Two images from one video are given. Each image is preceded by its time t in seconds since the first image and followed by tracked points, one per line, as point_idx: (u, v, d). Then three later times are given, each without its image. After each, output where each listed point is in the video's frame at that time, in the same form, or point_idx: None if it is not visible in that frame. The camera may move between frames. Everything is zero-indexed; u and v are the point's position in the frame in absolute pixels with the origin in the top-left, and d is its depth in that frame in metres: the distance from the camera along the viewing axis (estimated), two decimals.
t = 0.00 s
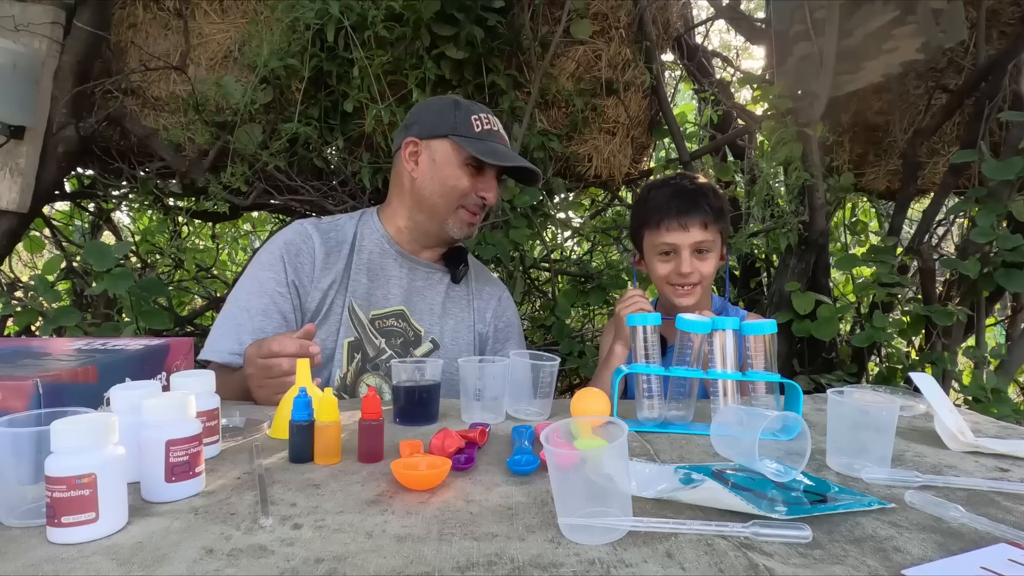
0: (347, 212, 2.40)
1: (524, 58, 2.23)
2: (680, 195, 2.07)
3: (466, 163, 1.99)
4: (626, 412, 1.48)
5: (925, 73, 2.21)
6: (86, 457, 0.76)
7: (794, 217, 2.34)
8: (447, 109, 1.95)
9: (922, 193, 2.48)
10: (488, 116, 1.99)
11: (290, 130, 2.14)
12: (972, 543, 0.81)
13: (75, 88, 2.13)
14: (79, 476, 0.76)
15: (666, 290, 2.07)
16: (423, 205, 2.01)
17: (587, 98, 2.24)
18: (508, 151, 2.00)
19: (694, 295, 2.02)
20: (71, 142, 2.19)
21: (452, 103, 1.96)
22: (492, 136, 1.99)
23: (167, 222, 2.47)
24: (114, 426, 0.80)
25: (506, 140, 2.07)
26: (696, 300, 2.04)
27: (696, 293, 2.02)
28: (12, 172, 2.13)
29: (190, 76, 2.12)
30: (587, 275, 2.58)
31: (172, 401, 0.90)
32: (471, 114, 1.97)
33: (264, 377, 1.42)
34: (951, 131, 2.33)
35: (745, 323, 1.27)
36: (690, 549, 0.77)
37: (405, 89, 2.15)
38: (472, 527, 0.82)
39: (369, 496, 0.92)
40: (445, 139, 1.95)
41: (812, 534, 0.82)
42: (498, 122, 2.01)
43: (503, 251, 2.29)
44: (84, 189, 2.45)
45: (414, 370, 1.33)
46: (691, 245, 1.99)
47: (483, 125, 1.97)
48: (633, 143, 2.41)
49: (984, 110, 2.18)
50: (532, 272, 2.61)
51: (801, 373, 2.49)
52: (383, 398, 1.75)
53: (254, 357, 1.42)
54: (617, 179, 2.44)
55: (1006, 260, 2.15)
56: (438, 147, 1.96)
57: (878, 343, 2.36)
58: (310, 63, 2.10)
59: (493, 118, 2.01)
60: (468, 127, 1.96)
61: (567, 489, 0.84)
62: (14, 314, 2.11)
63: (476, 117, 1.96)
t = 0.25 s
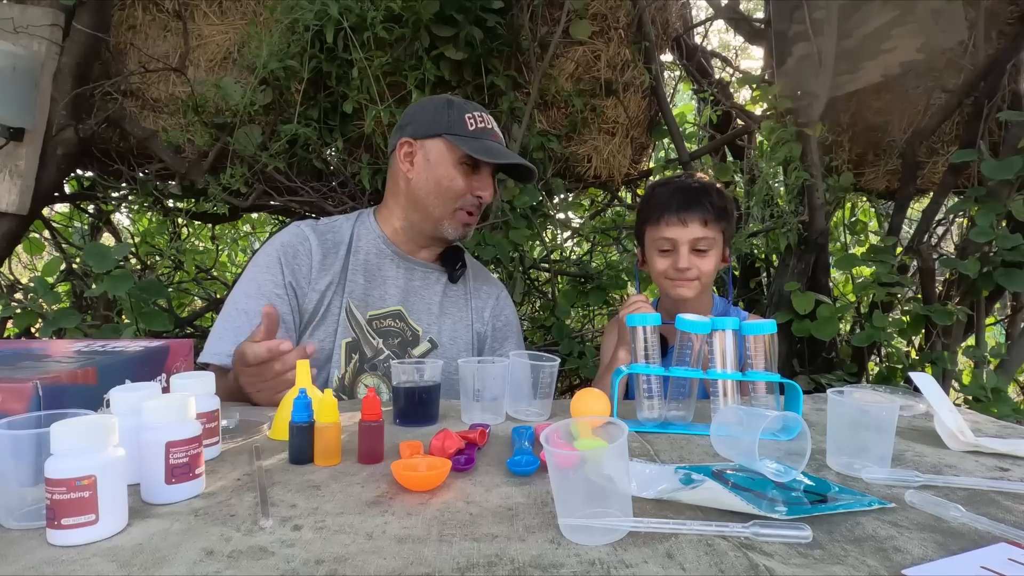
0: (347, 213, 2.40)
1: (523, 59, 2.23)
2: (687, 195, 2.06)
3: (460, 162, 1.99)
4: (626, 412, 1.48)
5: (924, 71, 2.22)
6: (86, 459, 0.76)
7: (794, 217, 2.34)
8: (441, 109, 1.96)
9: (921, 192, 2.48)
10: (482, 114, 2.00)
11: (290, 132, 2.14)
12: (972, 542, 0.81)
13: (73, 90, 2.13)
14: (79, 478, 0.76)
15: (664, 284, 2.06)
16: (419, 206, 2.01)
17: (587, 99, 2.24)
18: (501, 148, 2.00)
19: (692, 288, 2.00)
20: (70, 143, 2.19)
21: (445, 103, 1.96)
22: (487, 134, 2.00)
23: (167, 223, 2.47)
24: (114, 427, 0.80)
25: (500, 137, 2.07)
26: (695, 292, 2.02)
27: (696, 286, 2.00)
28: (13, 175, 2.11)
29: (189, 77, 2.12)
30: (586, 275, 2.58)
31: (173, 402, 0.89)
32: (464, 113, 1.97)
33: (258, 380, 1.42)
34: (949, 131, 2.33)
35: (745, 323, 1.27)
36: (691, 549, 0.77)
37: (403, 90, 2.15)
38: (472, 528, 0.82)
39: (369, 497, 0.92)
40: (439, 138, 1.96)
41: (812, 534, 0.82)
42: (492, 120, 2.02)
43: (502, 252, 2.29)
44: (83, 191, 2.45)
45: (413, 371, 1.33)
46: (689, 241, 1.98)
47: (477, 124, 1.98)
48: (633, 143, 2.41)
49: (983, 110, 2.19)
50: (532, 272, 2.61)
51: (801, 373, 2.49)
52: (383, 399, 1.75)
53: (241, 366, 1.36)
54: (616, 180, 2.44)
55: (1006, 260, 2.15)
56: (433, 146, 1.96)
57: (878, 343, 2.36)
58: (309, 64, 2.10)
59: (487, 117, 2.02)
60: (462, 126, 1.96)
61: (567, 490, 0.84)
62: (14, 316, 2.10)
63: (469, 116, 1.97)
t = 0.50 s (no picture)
0: (348, 214, 2.40)
1: (523, 59, 2.23)
2: (688, 196, 2.04)
3: (464, 164, 1.98)
4: (627, 412, 1.48)
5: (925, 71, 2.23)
6: (88, 460, 0.76)
7: (795, 216, 2.32)
8: (445, 111, 1.95)
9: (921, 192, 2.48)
10: (485, 117, 1.99)
11: (290, 133, 2.15)
12: (974, 542, 0.81)
13: (75, 92, 2.14)
14: (80, 480, 0.76)
15: (660, 279, 2.07)
16: (422, 207, 2.01)
17: (587, 99, 2.24)
18: (505, 150, 2.00)
19: (684, 283, 2.00)
20: (71, 145, 2.20)
21: (450, 104, 1.96)
22: (490, 136, 2.00)
23: (168, 224, 2.48)
24: (116, 428, 0.80)
25: (503, 139, 2.07)
26: (687, 288, 2.01)
27: (687, 281, 1.99)
28: (15, 177, 2.11)
29: (190, 79, 2.12)
30: (587, 276, 2.58)
31: (174, 403, 0.90)
32: (469, 114, 1.97)
33: (248, 390, 1.42)
34: (951, 130, 2.29)
35: (745, 323, 1.27)
36: (692, 549, 0.77)
37: (403, 91, 2.15)
38: (474, 528, 0.82)
39: (370, 497, 0.92)
40: (443, 139, 1.95)
41: (813, 534, 0.82)
42: (496, 123, 2.02)
43: (503, 252, 2.29)
44: (84, 193, 2.46)
45: (414, 372, 1.33)
46: (685, 235, 1.98)
47: (481, 125, 1.97)
48: (633, 143, 2.41)
49: (984, 109, 2.21)
50: (532, 273, 2.60)
51: (801, 373, 2.49)
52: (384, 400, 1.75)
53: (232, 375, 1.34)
54: (616, 180, 2.44)
55: (1007, 259, 2.15)
56: (437, 147, 1.96)
57: (878, 342, 2.36)
58: (310, 66, 2.10)
59: (490, 119, 2.02)
60: (465, 127, 1.96)
61: (567, 491, 0.84)
62: (15, 318, 2.11)
63: (473, 117, 1.96)
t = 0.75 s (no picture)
0: (347, 214, 2.40)
1: (523, 60, 2.23)
2: (684, 188, 2.08)
3: (467, 164, 1.99)
4: (627, 412, 1.48)
5: (924, 71, 2.23)
6: (88, 460, 0.76)
7: (794, 216, 2.33)
8: (448, 112, 1.95)
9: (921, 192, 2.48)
10: (489, 117, 2.00)
11: (290, 133, 2.15)
12: (974, 541, 0.81)
13: (74, 92, 2.13)
14: (81, 480, 0.76)
15: (654, 271, 2.08)
16: (425, 207, 2.01)
17: (587, 99, 2.24)
18: (509, 152, 2.01)
19: (676, 275, 2.00)
20: (71, 146, 2.20)
21: (454, 105, 1.96)
22: (494, 137, 2.00)
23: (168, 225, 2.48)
24: (116, 429, 0.80)
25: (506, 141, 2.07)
26: (679, 280, 2.00)
27: (678, 272, 1.99)
28: (14, 178, 2.11)
29: (190, 80, 2.12)
30: (587, 276, 2.58)
31: (174, 404, 0.90)
32: (472, 116, 1.97)
33: (248, 391, 1.42)
34: (951, 130, 2.28)
35: (745, 323, 1.27)
36: (693, 549, 0.77)
37: (403, 91, 2.15)
38: (474, 528, 0.82)
39: (370, 498, 0.92)
40: (446, 140, 1.95)
41: (814, 533, 0.82)
42: (499, 124, 2.02)
43: (503, 253, 2.29)
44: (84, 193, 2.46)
45: (415, 372, 1.33)
46: (676, 226, 2.02)
47: (485, 126, 1.98)
48: (633, 143, 2.41)
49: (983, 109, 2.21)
50: (532, 273, 2.60)
51: (801, 372, 2.49)
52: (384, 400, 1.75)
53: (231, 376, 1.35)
54: (616, 180, 2.44)
55: (1007, 259, 2.15)
56: (440, 148, 1.96)
57: (878, 342, 2.37)
58: (309, 66, 2.10)
59: (494, 120, 2.02)
60: (469, 128, 1.96)
61: (567, 491, 0.84)
62: (15, 318, 2.10)
63: (477, 119, 1.97)
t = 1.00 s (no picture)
0: (347, 214, 2.41)
1: (523, 60, 2.23)
2: (678, 200, 2.07)
3: (469, 164, 1.99)
4: (628, 412, 1.48)
5: (924, 70, 2.29)
6: (89, 461, 0.76)
7: (794, 216, 2.33)
8: (450, 112, 1.95)
9: (921, 192, 2.48)
10: (491, 118, 1.99)
11: (290, 133, 2.15)
12: (975, 541, 0.81)
13: (75, 92, 2.13)
14: (82, 480, 0.76)
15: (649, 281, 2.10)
16: (427, 208, 2.01)
17: (587, 99, 2.24)
18: (511, 153, 2.00)
19: (664, 288, 2.03)
20: (71, 146, 2.19)
21: (456, 106, 1.96)
22: (496, 138, 1.99)
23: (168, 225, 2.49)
24: (116, 429, 0.80)
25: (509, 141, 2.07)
26: (670, 291, 2.04)
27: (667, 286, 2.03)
28: (14, 178, 2.11)
29: (190, 80, 2.12)
30: (587, 276, 2.58)
31: (175, 404, 0.89)
32: (475, 116, 1.97)
33: (249, 391, 1.42)
34: (951, 130, 2.30)
35: (746, 323, 1.27)
36: (694, 549, 0.77)
37: (403, 91, 2.15)
38: (475, 528, 0.82)
39: (371, 498, 0.92)
40: (450, 140, 1.95)
41: (814, 533, 0.82)
42: (502, 124, 2.01)
43: (503, 252, 2.29)
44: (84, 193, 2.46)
45: (415, 372, 1.33)
46: (664, 239, 2.04)
47: (486, 128, 1.97)
48: (633, 143, 2.41)
49: (983, 109, 2.21)
50: (532, 273, 2.60)
51: (802, 372, 2.49)
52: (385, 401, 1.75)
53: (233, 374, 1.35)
54: (616, 180, 2.44)
55: (1007, 258, 2.15)
56: (443, 148, 1.96)
57: (879, 342, 2.37)
58: (310, 66, 2.10)
59: (496, 121, 2.01)
60: (471, 129, 1.96)
61: (568, 491, 0.84)
62: (15, 319, 2.10)
63: (479, 120, 1.97)
